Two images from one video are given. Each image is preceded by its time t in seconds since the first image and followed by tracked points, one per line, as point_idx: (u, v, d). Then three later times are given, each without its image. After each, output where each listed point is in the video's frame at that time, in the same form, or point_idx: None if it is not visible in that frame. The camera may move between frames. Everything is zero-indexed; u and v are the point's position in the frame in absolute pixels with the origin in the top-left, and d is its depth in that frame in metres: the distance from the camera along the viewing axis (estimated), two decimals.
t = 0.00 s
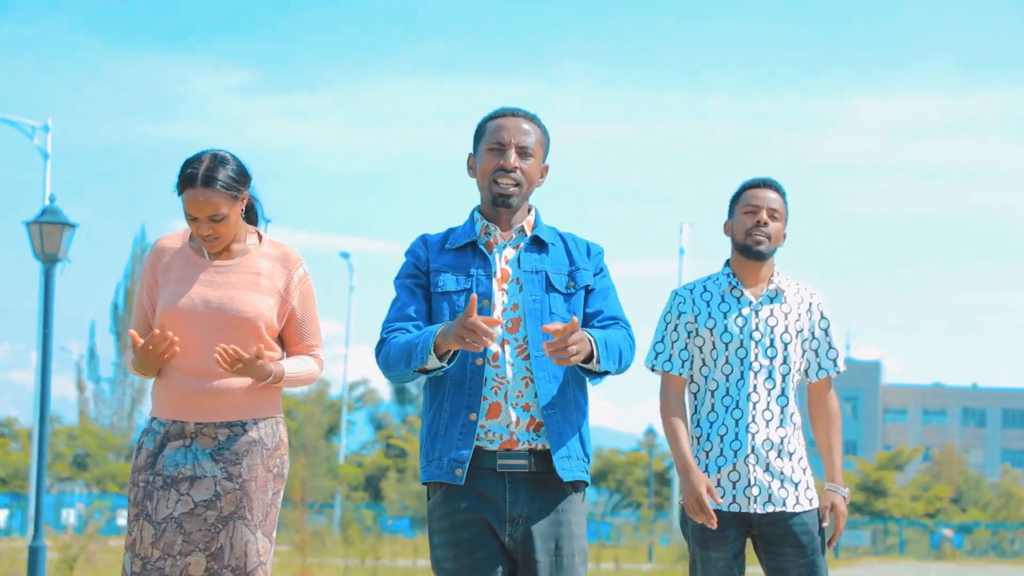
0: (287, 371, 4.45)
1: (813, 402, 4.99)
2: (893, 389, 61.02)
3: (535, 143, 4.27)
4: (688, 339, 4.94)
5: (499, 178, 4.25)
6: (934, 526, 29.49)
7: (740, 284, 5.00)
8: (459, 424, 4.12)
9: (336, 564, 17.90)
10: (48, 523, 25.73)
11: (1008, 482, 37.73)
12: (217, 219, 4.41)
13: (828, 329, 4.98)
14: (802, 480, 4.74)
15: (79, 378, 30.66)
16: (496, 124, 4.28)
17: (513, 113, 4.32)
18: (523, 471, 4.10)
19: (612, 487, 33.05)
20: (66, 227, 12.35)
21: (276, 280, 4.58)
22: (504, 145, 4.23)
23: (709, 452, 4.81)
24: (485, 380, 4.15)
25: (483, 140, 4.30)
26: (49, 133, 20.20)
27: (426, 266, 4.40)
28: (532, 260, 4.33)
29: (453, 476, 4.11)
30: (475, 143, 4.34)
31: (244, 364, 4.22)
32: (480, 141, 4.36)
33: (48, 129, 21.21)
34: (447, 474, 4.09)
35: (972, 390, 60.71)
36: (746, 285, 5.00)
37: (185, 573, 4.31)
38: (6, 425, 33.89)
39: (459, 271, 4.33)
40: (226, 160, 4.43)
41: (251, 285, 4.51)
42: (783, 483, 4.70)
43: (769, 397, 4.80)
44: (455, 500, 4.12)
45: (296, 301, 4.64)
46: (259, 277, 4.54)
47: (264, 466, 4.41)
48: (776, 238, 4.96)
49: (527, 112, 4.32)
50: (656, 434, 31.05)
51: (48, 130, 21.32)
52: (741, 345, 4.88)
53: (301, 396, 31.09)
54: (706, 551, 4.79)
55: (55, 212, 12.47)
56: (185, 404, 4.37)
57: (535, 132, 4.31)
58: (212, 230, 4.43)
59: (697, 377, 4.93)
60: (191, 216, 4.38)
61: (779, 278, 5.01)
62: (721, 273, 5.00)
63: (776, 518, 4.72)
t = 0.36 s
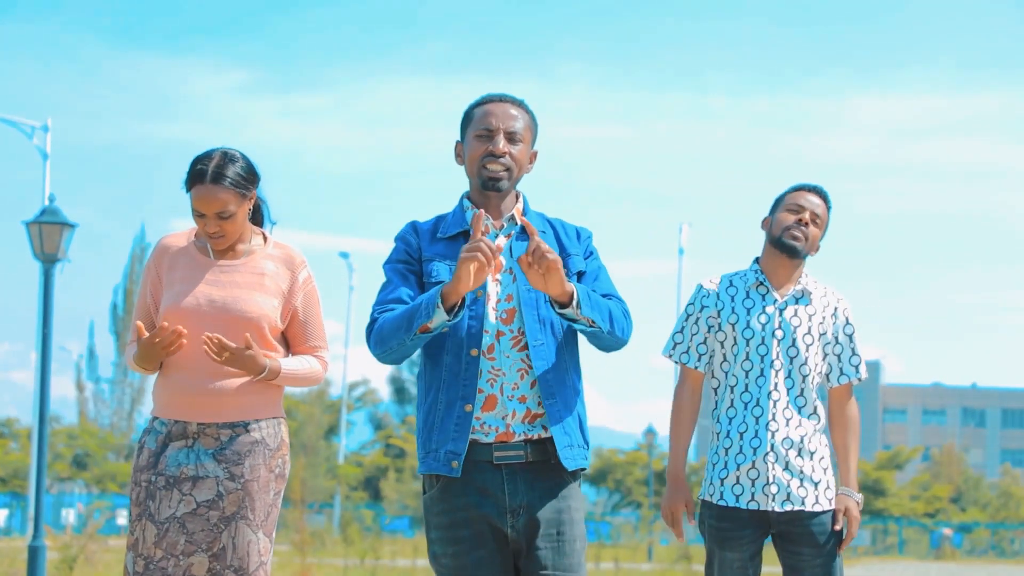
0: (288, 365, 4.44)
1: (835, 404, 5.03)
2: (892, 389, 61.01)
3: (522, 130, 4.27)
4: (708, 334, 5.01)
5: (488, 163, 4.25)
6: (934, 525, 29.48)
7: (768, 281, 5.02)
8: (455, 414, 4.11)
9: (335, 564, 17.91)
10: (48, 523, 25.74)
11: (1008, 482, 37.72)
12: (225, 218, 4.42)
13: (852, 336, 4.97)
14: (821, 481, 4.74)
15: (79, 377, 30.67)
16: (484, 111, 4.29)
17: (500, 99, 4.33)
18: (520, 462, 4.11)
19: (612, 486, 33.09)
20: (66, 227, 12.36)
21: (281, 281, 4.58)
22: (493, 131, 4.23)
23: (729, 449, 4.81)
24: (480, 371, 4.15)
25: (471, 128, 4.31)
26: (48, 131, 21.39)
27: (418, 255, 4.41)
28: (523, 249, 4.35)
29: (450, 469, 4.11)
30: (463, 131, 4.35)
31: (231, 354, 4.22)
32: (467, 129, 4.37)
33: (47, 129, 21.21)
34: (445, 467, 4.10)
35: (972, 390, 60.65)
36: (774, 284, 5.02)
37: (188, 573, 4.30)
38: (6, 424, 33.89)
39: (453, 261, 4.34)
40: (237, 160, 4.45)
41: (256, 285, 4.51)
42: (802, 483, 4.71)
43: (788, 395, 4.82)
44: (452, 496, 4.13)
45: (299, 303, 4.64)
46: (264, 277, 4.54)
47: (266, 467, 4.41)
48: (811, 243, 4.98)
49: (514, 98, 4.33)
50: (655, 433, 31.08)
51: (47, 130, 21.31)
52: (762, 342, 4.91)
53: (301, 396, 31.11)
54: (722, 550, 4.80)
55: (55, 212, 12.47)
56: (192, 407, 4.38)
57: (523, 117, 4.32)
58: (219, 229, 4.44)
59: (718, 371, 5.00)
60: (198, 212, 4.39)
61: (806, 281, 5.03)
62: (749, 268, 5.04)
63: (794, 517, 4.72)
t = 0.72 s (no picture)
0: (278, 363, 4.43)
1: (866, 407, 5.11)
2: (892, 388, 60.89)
3: (519, 143, 4.25)
4: (734, 333, 5.16)
5: (484, 179, 4.24)
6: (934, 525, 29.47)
7: (794, 282, 5.13)
8: (451, 429, 4.10)
9: (335, 564, 17.91)
10: (48, 523, 25.73)
11: (1008, 482, 37.71)
12: (214, 214, 4.42)
13: (885, 336, 5.03)
14: (842, 481, 4.80)
15: (79, 377, 30.64)
16: (480, 126, 4.26)
17: (497, 112, 4.30)
18: (516, 473, 4.10)
19: (612, 486, 33.10)
20: (66, 227, 12.35)
21: (271, 280, 4.58)
22: (489, 146, 4.22)
23: (754, 447, 4.92)
24: (476, 386, 4.14)
25: (467, 141, 4.29)
26: (48, 133, 21.49)
27: (416, 266, 4.39)
28: (518, 263, 4.35)
29: (445, 482, 4.10)
30: (460, 146, 4.33)
31: (220, 350, 4.21)
32: (464, 143, 4.35)
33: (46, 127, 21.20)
34: (439, 480, 4.08)
35: (971, 390, 60.55)
36: (800, 285, 5.13)
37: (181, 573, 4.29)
38: (6, 424, 33.86)
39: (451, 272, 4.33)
40: (226, 157, 4.45)
41: (246, 283, 4.51)
42: (821, 485, 4.78)
43: (810, 396, 4.90)
44: (447, 505, 4.11)
45: (291, 300, 4.65)
46: (255, 276, 4.54)
47: (258, 466, 4.40)
48: (838, 241, 5.07)
49: (510, 111, 4.31)
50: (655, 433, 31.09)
51: (47, 129, 21.29)
52: (784, 342, 5.02)
53: (301, 396, 31.10)
54: (737, 547, 4.93)
55: (55, 211, 12.45)
56: (180, 405, 4.36)
57: (519, 130, 4.30)
58: (208, 226, 4.44)
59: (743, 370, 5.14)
60: (188, 210, 4.40)
61: (834, 280, 5.11)
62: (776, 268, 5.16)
63: (810, 518, 4.81)
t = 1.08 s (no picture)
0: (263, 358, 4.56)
1: (903, 400, 5.09)
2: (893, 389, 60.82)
3: (523, 129, 4.27)
4: (753, 337, 5.23)
5: (489, 163, 4.25)
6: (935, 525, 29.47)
7: (811, 287, 5.17)
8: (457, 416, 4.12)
9: (334, 564, 17.94)
10: (49, 523, 25.74)
11: (1010, 482, 37.70)
12: (191, 207, 4.52)
13: (910, 333, 5.01)
14: (859, 486, 4.86)
15: (79, 377, 30.64)
16: (484, 110, 4.27)
17: (501, 98, 4.31)
18: (514, 461, 4.12)
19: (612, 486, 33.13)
20: (66, 226, 12.35)
21: (251, 276, 4.70)
22: (494, 131, 4.23)
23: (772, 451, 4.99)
24: (480, 370, 4.15)
25: (470, 126, 4.30)
26: (48, 132, 21.49)
27: (417, 251, 4.35)
28: (518, 247, 4.35)
29: (452, 468, 4.11)
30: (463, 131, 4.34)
31: (206, 343, 4.34)
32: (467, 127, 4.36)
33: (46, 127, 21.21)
34: (445, 467, 4.09)
35: (972, 390, 60.46)
36: (817, 291, 5.15)
37: (169, 572, 4.42)
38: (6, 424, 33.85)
39: (456, 258, 4.31)
40: (200, 152, 4.55)
41: (226, 280, 4.63)
42: (837, 492, 4.85)
43: (827, 401, 4.93)
44: (449, 498, 4.13)
45: (270, 295, 4.75)
46: (234, 273, 4.66)
47: (243, 463, 4.54)
48: (836, 238, 5.11)
49: (516, 96, 4.32)
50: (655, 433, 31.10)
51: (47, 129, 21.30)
52: (800, 347, 5.07)
53: (301, 396, 31.10)
54: (750, 546, 5.03)
55: (55, 211, 12.47)
56: (161, 404, 4.48)
57: (524, 116, 4.32)
58: (184, 219, 4.54)
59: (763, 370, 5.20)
60: (165, 205, 4.51)
61: (853, 280, 5.13)
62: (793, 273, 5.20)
63: (824, 521, 4.89)
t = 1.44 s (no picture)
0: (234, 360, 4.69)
1: (910, 396, 4.98)
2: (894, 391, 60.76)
3: (523, 132, 4.28)
4: (763, 342, 5.27)
5: (490, 165, 4.24)
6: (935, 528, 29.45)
7: (815, 292, 5.17)
8: (451, 429, 4.14)
9: (335, 565, 17.92)
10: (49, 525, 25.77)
11: (1010, 484, 37.68)
12: (160, 199, 4.60)
13: (913, 332, 4.92)
14: (862, 490, 4.85)
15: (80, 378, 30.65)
16: (484, 114, 4.29)
17: (501, 102, 4.33)
18: (518, 466, 4.12)
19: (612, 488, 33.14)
20: (66, 228, 12.35)
21: (219, 277, 4.79)
22: (494, 133, 4.24)
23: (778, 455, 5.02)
24: (477, 383, 4.15)
25: (471, 131, 4.31)
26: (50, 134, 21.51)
27: (411, 273, 4.34)
28: (532, 262, 4.34)
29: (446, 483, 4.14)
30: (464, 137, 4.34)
31: (183, 343, 4.48)
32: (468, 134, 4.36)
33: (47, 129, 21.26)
34: (440, 481, 4.12)
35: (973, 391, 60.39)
36: (820, 294, 5.15)
37: (147, 572, 4.51)
38: (7, 426, 33.84)
39: (449, 274, 4.28)
40: (170, 147, 4.67)
41: (196, 279, 4.72)
42: (837, 492, 4.86)
43: (829, 403, 4.93)
44: (448, 502, 4.13)
45: (237, 296, 4.86)
46: (204, 273, 4.74)
47: (217, 462, 4.66)
48: (830, 238, 5.12)
49: (514, 100, 4.33)
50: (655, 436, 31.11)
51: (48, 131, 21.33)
52: (803, 349, 5.08)
53: (302, 398, 31.10)
54: (754, 548, 5.08)
55: (56, 212, 12.46)
56: (133, 405, 4.56)
57: (524, 120, 4.32)
58: (154, 212, 4.62)
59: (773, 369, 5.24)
60: (133, 193, 4.59)
61: (856, 282, 5.11)
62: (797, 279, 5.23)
63: (827, 524, 4.90)
